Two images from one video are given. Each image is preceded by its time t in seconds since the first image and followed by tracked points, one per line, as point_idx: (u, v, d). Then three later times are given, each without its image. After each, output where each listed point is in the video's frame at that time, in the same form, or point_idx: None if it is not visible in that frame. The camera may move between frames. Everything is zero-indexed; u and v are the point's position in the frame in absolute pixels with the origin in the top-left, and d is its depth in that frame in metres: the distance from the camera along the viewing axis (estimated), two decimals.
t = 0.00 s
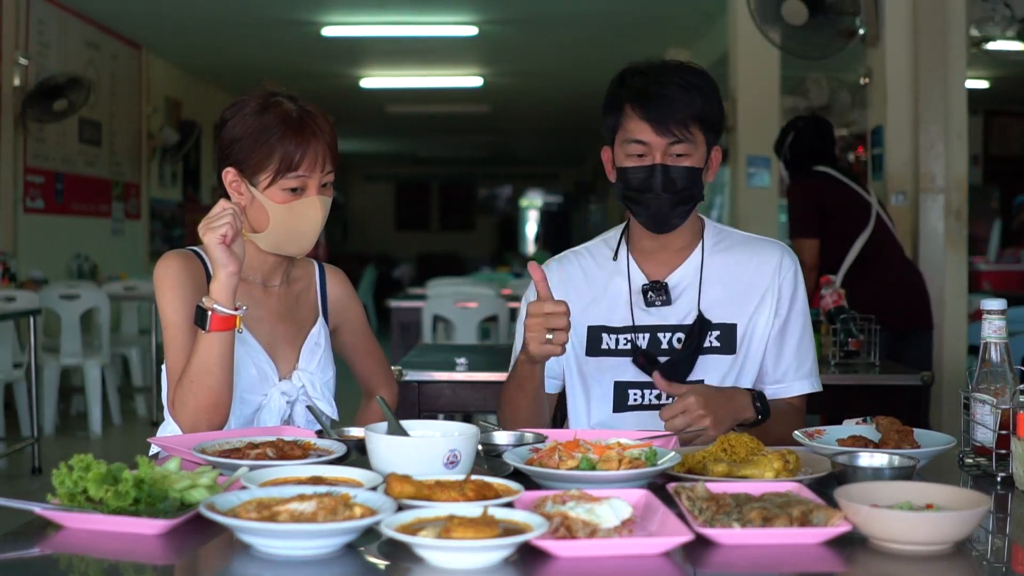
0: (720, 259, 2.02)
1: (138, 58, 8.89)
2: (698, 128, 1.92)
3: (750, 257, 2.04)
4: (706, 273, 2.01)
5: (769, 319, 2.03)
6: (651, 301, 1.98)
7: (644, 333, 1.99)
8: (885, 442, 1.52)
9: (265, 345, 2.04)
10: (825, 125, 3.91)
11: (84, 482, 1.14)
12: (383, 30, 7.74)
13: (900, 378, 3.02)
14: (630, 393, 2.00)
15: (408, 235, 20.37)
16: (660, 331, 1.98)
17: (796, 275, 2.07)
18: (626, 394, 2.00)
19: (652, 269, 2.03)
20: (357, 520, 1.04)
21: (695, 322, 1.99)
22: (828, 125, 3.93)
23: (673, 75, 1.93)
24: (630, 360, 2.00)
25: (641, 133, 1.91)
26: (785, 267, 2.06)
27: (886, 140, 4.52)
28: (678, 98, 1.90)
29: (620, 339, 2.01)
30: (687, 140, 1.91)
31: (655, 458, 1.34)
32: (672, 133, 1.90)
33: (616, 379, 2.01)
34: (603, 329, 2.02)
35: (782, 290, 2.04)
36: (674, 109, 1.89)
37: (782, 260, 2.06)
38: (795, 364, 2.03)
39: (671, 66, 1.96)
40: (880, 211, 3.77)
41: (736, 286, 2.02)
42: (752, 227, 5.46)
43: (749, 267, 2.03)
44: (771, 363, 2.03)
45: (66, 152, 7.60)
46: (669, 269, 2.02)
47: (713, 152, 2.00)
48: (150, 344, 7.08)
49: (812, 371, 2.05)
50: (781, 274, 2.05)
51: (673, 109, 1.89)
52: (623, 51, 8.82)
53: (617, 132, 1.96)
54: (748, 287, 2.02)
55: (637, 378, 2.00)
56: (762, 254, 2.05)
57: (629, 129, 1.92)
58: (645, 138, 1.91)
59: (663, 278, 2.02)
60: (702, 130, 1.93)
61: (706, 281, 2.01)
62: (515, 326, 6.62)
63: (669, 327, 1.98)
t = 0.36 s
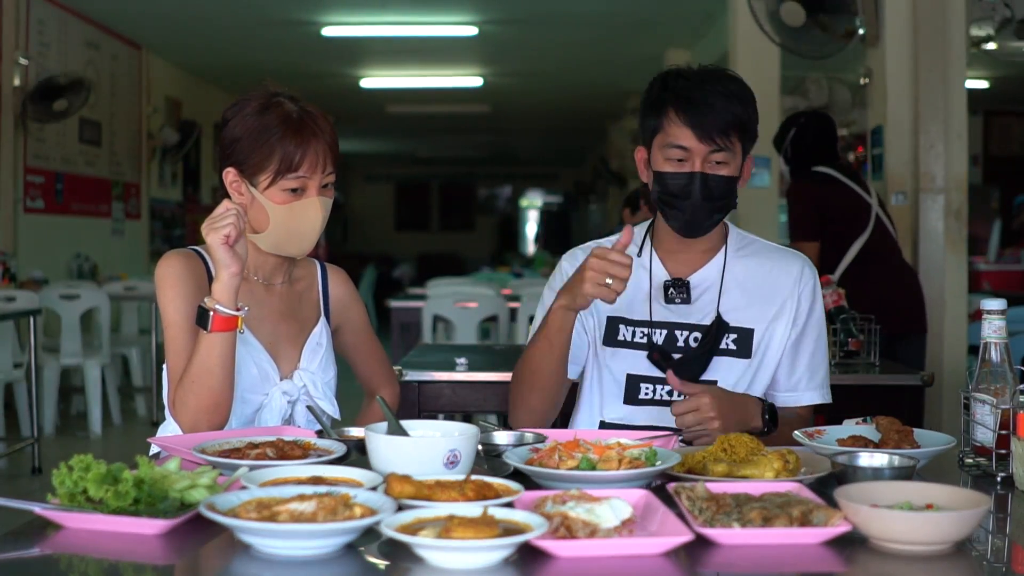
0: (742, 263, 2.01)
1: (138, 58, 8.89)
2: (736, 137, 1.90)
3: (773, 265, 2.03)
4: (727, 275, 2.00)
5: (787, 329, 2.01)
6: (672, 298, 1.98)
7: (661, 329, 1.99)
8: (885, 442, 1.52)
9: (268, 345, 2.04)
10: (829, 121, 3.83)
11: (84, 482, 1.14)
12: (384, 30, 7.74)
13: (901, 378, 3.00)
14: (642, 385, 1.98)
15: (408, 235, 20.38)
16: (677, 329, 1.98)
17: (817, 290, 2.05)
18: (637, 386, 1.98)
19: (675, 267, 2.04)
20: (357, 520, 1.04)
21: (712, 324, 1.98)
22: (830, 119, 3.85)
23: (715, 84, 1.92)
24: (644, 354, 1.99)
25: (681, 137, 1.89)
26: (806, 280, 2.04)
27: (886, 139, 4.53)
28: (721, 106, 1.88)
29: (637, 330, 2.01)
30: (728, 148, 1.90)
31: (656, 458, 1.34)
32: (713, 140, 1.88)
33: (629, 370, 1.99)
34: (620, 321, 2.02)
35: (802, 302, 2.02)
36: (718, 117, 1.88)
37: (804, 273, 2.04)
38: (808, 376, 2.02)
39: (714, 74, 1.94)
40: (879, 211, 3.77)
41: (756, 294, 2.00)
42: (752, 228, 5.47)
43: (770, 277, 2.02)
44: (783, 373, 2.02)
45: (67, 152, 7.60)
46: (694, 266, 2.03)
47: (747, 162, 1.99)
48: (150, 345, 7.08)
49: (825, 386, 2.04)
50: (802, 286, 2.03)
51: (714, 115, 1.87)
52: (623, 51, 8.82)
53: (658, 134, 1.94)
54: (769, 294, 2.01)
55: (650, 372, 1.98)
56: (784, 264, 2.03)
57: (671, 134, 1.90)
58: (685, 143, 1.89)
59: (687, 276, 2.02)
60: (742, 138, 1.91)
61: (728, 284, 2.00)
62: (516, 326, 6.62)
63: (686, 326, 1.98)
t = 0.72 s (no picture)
0: (722, 252, 1.99)
1: (138, 58, 8.89)
2: (675, 114, 1.93)
3: (758, 253, 1.99)
4: (708, 265, 1.98)
5: (775, 314, 1.96)
6: (649, 290, 1.96)
7: (643, 325, 1.97)
8: (885, 442, 1.52)
9: (270, 345, 2.04)
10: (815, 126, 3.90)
11: (84, 483, 1.14)
12: (384, 30, 7.74)
13: (901, 378, 3.01)
14: (627, 385, 1.96)
15: (408, 235, 20.38)
16: (658, 324, 1.95)
17: (807, 271, 2.00)
18: (622, 386, 1.96)
19: (653, 258, 2.03)
20: (356, 520, 1.04)
21: (693, 317, 1.95)
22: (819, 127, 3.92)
23: (664, 58, 1.92)
24: (626, 352, 1.97)
25: (617, 117, 1.94)
26: (795, 262, 1.99)
27: (886, 139, 4.52)
28: (660, 85, 1.89)
29: (619, 329, 1.99)
30: (662, 124, 1.93)
31: (655, 458, 1.35)
32: (644, 117, 1.93)
33: (613, 370, 1.97)
34: (600, 320, 2.01)
35: (790, 286, 1.98)
36: (649, 93, 1.89)
37: (792, 255, 2.00)
38: (802, 363, 1.99)
39: (667, 48, 1.94)
40: (876, 211, 3.76)
41: (741, 284, 1.98)
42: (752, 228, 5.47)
43: (755, 264, 1.98)
44: (779, 367, 2.00)
45: (67, 152, 7.61)
46: (672, 258, 2.01)
47: (708, 137, 2.00)
48: (151, 345, 7.08)
49: (823, 370, 1.99)
50: (792, 272, 1.99)
51: (647, 95, 1.90)
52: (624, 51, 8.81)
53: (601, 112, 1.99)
54: (752, 281, 1.98)
55: (634, 371, 1.95)
56: (771, 249, 2.00)
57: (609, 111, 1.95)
58: (620, 121, 1.94)
59: (665, 267, 2.01)
60: (683, 115, 1.94)
61: (709, 274, 1.98)
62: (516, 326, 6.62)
63: (667, 320, 1.95)
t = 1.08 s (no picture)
0: (723, 254, 1.99)
1: (138, 58, 8.89)
2: (674, 116, 1.93)
3: (758, 256, 1.99)
4: (709, 268, 1.98)
5: (776, 317, 1.96)
6: (650, 292, 1.96)
7: (643, 327, 1.97)
8: (885, 442, 1.52)
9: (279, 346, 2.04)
10: (812, 126, 3.90)
11: (85, 483, 1.14)
12: (384, 30, 7.74)
13: (901, 379, 3.02)
14: (628, 386, 1.96)
15: (408, 235, 20.38)
16: (659, 326, 1.95)
17: (808, 275, 2.00)
18: (623, 387, 1.96)
19: (655, 259, 2.03)
20: (356, 520, 1.04)
21: (694, 319, 1.95)
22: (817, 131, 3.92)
23: (662, 58, 1.92)
24: (626, 353, 1.97)
25: (616, 118, 1.94)
26: (796, 265, 1.99)
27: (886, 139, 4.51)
28: (659, 86, 1.89)
29: (619, 331, 1.99)
30: (661, 125, 1.94)
31: (655, 458, 1.35)
32: (644, 119, 1.93)
33: (614, 372, 1.97)
34: (601, 322, 2.01)
35: (790, 289, 1.98)
36: (648, 94, 1.90)
37: (793, 258, 1.99)
38: (803, 366, 1.99)
39: (667, 48, 1.94)
40: (875, 211, 3.77)
41: (740, 286, 1.98)
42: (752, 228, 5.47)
43: (755, 266, 1.98)
44: (780, 370, 2.00)
45: (67, 152, 7.60)
46: (673, 260, 2.01)
47: (707, 138, 2.00)
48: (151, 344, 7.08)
49: (823, 373, 2.00)
50: (793, 274, 1.99)
51: (647, 97, 1.90)
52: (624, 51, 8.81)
53: (600, 113, 1.99)
54: (753, 283, 1.98)
55: (635, 372, 1.96)
56: (772, 251, 2.00)
57: (609, 113, 1.95)
58: (619, 122, 1.94)
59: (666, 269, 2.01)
60: (682, 116, 1.94)
61: (709, 276, 1.98)
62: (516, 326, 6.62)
63: (668, 322, 1.96)
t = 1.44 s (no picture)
0: (726, 254, 1.99)
1: (138, 58, 8.89)
2: (681, 118, 1.93)
3: (762, 257, 1.99)
4: (712, 267, 1.98)
5: (779, 317, 1.96)
6: (654, 290, 1.96)
7: (646, 326, 1.97)
8: (885, 442, 1.52)
9: (280, 347, 2.04)
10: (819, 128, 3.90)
11: (85, 483, 1.14)
12: (384, 30, 7.74)
13: (902, 379, 3.02)
14: (630, 385, 1.96)
15: (408, 235, 20.38)
16: (662, 325, 1.96)
17: (811, 276, 2.00)
18: (626, 386, 1.97)
19: (658, 259, 2.03)
20: (357, 520, 1.04)
21: (697, 318, 1.95)
22: (822, 131, 3.92)
23: (667, 61, 1.92)
24: (629, 352, 1.97)
25: (623, 120, 1.94)
26: (799, 267, 1.99)
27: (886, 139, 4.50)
28: (664, 88, 1.90)
29: (622, 330, 1.99)
30: (668, 128, 1.93)
31: (655, 458, 1.35)
32: (650, 121, 1.93)
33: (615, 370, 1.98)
34: (605, 321, 2.01)
35: (793, 290, 1.98)
36: (654, 96, 1.90)
37: (796, 259, 1.99)
38: (805, 367, 1.99)
39: (671, 49, 1.94)
40: (878, 211, 3.77)
41: (743, 287, 1.97)
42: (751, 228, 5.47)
43: (759, 267, 1.98)
44: (783, 370, 2.00)
45: (67, 152, 7.61)
46: (677, 259, 2.01)
47: (713, 140, 1.99)
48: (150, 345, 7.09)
49: (825, 376, 1.99)
50: (796, 275, 1.99)
51: (653, 98, 1.90)
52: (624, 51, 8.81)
53: (605, 115, 1.99)
54: (756, 283, 1.97)
55: (637, 371, 1.96)
56: (775, 251, 2.00)
57: (615, 114, 1.95)
58: (626, 125, 1.94)
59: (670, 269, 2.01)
60: (688, 118, 1.94)
61: (712, 275, 1.98)
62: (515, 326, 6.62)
63: (670, 322, 1.96)
